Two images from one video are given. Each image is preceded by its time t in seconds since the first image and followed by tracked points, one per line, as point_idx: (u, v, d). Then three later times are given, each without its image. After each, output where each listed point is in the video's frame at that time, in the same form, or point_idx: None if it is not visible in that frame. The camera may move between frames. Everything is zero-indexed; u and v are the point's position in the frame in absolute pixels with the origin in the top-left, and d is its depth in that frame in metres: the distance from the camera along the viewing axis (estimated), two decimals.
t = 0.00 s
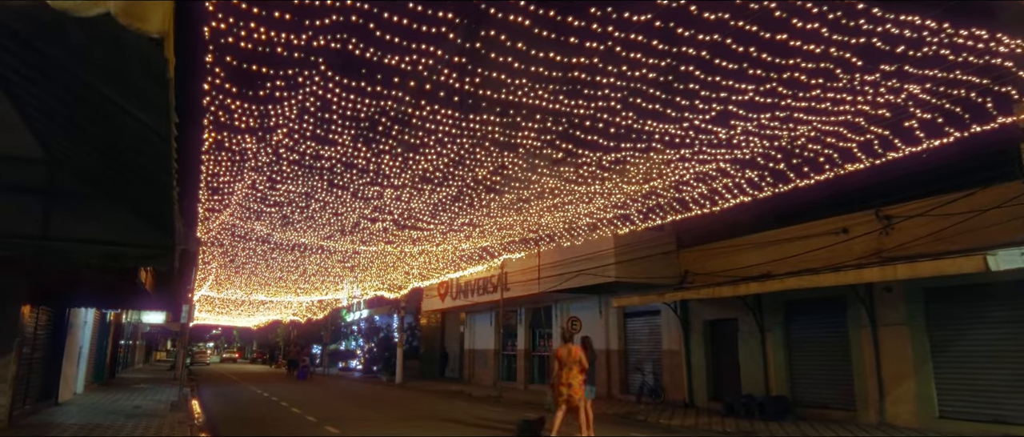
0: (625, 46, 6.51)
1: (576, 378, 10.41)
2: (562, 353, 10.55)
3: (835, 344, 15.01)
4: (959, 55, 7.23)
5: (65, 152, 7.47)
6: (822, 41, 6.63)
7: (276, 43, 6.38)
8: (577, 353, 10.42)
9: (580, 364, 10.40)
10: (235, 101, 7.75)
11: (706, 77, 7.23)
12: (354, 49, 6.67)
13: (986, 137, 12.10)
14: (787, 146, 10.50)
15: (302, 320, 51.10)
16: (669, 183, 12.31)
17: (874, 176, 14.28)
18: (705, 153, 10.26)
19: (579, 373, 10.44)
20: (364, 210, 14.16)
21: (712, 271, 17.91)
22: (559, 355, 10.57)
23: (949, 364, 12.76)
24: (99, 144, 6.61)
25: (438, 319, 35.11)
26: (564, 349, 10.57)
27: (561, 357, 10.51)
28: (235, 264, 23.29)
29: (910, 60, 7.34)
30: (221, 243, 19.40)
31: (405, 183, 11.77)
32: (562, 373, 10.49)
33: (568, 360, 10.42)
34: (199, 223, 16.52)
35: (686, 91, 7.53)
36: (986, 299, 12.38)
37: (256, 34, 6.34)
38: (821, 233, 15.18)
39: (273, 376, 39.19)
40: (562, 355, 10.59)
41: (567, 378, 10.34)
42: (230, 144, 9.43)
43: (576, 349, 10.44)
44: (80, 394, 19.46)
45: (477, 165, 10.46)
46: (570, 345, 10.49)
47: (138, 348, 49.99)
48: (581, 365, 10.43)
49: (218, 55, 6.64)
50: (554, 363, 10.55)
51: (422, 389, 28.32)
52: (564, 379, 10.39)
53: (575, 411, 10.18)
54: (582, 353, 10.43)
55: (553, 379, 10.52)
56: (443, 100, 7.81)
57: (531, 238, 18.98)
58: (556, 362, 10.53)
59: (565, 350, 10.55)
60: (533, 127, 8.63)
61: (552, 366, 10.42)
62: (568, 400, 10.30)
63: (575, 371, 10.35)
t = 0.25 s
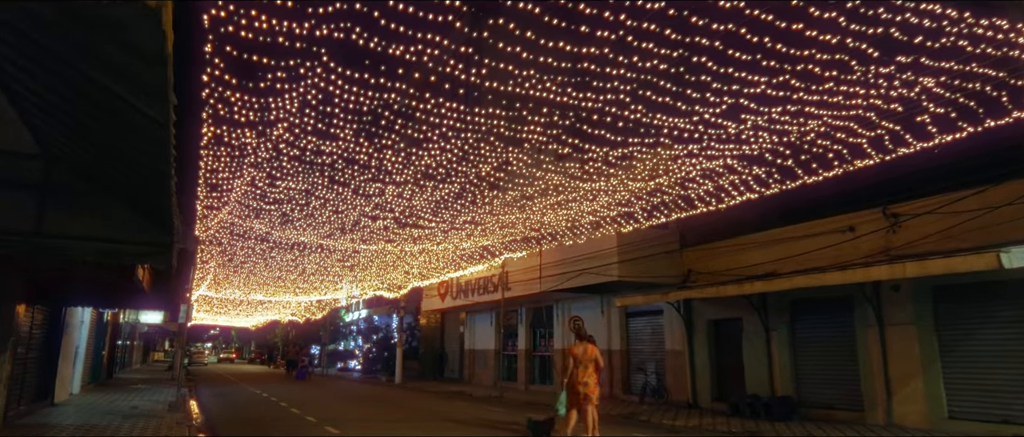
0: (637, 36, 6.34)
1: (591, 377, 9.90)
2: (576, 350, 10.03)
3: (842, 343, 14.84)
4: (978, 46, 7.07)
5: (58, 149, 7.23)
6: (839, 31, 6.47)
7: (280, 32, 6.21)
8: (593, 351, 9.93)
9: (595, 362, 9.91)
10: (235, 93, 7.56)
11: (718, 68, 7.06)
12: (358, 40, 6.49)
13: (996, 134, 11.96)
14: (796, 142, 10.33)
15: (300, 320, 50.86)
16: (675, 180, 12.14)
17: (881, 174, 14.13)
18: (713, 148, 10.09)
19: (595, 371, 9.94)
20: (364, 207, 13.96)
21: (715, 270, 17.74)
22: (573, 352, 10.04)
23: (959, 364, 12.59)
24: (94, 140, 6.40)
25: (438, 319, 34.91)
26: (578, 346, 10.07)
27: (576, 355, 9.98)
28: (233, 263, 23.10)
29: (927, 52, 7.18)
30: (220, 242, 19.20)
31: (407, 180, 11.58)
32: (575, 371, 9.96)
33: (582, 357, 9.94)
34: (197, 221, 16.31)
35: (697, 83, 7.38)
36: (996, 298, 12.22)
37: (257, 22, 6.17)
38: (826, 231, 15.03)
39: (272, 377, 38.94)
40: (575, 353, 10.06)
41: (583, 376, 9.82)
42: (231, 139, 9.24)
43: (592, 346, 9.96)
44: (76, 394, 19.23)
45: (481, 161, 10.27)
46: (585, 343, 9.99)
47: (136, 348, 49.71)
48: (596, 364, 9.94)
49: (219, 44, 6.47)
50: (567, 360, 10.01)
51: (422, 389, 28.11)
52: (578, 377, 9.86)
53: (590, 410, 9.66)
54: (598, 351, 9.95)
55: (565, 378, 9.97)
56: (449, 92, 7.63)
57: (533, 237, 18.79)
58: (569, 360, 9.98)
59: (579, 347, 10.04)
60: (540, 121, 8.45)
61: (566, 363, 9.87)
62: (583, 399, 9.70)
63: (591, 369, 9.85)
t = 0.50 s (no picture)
0: (649, 22, 6.15)
1: (600, 377, 9.67)
2: (586, 348, 9.77)
3: (848, 342, 14.64)
4: (997, 34, 6.88)
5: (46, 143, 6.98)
6: (856, 18, 6.28)
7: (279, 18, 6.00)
8: (604, 351, 9.69)
9: (605, 362, 9.68)
10: (232, 83, 7.35)
11: (731, 57, 6.88)
12: (360, 27, 6.30)
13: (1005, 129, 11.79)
14: (805, 135, 10.13)
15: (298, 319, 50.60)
16: (681, 175, 11.94)
17: (888, 170, 13.94)
18: (721, 142, 9.89)
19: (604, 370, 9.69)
20: (364, 204, 13.74)
21: (719, 268, 17.54)
22: (582, 351, 9.78)
23: (969, 363, 12.40)
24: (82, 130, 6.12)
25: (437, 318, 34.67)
26: (589, 345, 9.82)
27: (586, 354, 9.73)
28: (231, 262, 22.88)
29: (945, 41, 7.00)
30: (217, 240, 18.96)
31: (408, 175, 11.36)
32: (584, 370, 9.71)
33: (591, 355, 9.69)
34: (194, 219, 16.07)
35: (709, 73, 7.21)
36: (1006, 295, 12.02)
37: (254, 8, 5.97)
38: (832, 229, 14.84)
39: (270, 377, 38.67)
40: (585, 351, 9.82)
41: (592, 376, 9.58)
42: (228, 132, 9.03)
43: (603, 346, 9.72)
44: (72, 394, 18.97)
45: (484, 155, 10.05)
46: (596, 342, 9.75)
47: (133, 349, 49.41)
48: (606, 364, 9.72)
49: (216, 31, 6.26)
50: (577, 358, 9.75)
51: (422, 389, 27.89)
52: (587, 376, 9.62)
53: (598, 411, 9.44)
54: (609, 351, 9.71)
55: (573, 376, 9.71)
56: (453, 83, 7.43)
57: (535, 235, 18.57)
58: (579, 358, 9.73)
59: (589, 346, 9.80)
60: (546, 113, 8.24)
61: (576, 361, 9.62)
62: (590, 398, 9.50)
63: (601, 369, 9.62)
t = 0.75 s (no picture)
0: (663, 13, 5.95)
1: (607, 378, 9.53)
2: (592, 350, 9.61)
3: (856, 342, 14.42)
4: (1020, 25, 6.68)
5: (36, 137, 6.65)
6: (876, 9, 6.07)
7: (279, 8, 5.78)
8: (610, 352, 9.55)
9: (612, 364, 9.53)
10: (229, 75, 7.11)
11: (745, 49, 6.68)
12: (363, 18, 6.08)
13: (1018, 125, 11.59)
14: (816, 131, 9.92)
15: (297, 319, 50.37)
16: (688, 172, 11.72)
17: (897, 168, 13.72)
18: (730, 138, 9.68)
19: (611, 371, 9.49)
20: (364, 202, 13.51)
21: (723, 267, 17.33)
22: (588, 353, 9.62)
23: (980, 363, 12.18)
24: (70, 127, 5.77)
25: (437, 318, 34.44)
26: (594, 347, 9.66)
27: (592, 356, 9.57)
28: (229, 261, 22.64)
29: (967, 33, 6.79)
30: (215, 239, 18.72)
31: (410, 173, 11.13)
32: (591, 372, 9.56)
33: (598, 357, 9.53)
34: (192, 218, 15.84)
35: (722, 67, 7.01)
36: (1019, 294, 11.80)
37: None
38: (839, 227, 14.64)
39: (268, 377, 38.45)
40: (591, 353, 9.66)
41: (600, 378, 9.43)
42: (226, 128, 8.79)
43: (609, 347, 9.57)
44: (68, 396, 18.72)
45: (487, 152, 9.81)
46: (602, 343, 9.60)
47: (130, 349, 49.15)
48: (612, 365, 9.57)
49: (213, 22, 6.04)
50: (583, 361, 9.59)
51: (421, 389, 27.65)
52: (594, 379, 9.47)
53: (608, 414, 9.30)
54: (615, 352, 9.56)
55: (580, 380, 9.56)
56: (457, 76, 7.20)
57: (537, 234, 18.35)
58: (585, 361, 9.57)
59: (596, 348, 9.66)
60: (553, 108, 8.02)
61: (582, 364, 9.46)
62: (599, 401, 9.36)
63: (608, 371, 9.46)
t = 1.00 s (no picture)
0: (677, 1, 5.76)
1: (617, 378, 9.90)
2: (602, 350, 9.92)
3: (864, 341, 14.24)
4: None
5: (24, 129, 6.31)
6: None
7: None
8: (620, 352, 9.93)
9: (621, 363, 9.91)
10: (228, 67, 6.92)
11: (760, 40, 6.51)
12: (367, 7, 5.90)
13: None
14: (826, 126, 9.74)
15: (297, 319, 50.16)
16: (695, 169, 11.54)
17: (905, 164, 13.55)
18: (739, 133, 9.50)
19: (621, 371, 9.88)
20: (366, 200, 13.32)
21: (728, 266, 17.14)
22: (598, 353, 9.92)
23: (991, 363, 11.99)
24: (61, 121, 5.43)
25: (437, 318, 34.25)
26: (604, 346, 9.97)
27: (603, 356, 9.88)
28: (228, 260, 22.44)
29: (987, 24, 6.61)
30: (214, 238, 18.52)
31: (413, 169, 10.94)
32: (601, 372, 9.87)
33: (609, 357, 9.91)
34: (190, 217, 15.64)
35: (735, 58, 6.84)
36: None
37: None
38: (847, 225, 14.45)
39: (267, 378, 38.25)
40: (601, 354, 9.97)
41: (612, 377, 9.77)
42: (225, 123, 8.59)
43: (619, 347, 9.94)
44: (66, 396, 18.52)
45: (492, 147, 9.63)
46: (612, 343, 9.94)
47: (128, 348, 48.92)
48: (622, 365, 9.95)
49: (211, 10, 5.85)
50: (594, 361, 9.85)
51: (422, 389, 27.46)
52: (607, 378, 9.78)
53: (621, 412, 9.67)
54: (625, 351, 9.96)
55: (591, 379, 9.81)
56: (463, 68, 7.02)
57: (539, 232, 18.16)
58: (596, 360, 9.85)
59: (606, 348, 10.03)
60: (560, 102, 7.84)
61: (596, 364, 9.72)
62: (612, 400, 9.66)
63: (619, 370, 9.84)
